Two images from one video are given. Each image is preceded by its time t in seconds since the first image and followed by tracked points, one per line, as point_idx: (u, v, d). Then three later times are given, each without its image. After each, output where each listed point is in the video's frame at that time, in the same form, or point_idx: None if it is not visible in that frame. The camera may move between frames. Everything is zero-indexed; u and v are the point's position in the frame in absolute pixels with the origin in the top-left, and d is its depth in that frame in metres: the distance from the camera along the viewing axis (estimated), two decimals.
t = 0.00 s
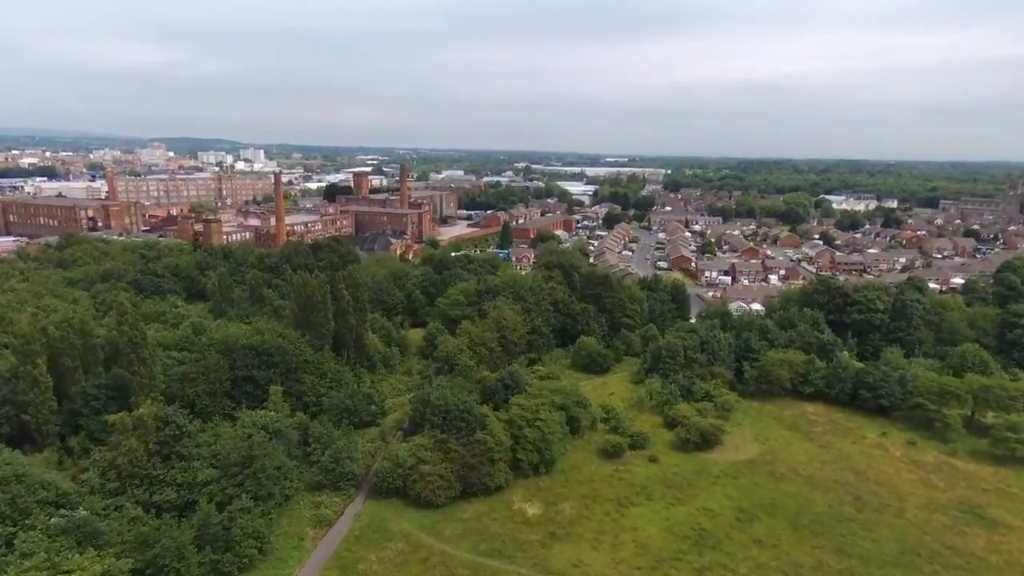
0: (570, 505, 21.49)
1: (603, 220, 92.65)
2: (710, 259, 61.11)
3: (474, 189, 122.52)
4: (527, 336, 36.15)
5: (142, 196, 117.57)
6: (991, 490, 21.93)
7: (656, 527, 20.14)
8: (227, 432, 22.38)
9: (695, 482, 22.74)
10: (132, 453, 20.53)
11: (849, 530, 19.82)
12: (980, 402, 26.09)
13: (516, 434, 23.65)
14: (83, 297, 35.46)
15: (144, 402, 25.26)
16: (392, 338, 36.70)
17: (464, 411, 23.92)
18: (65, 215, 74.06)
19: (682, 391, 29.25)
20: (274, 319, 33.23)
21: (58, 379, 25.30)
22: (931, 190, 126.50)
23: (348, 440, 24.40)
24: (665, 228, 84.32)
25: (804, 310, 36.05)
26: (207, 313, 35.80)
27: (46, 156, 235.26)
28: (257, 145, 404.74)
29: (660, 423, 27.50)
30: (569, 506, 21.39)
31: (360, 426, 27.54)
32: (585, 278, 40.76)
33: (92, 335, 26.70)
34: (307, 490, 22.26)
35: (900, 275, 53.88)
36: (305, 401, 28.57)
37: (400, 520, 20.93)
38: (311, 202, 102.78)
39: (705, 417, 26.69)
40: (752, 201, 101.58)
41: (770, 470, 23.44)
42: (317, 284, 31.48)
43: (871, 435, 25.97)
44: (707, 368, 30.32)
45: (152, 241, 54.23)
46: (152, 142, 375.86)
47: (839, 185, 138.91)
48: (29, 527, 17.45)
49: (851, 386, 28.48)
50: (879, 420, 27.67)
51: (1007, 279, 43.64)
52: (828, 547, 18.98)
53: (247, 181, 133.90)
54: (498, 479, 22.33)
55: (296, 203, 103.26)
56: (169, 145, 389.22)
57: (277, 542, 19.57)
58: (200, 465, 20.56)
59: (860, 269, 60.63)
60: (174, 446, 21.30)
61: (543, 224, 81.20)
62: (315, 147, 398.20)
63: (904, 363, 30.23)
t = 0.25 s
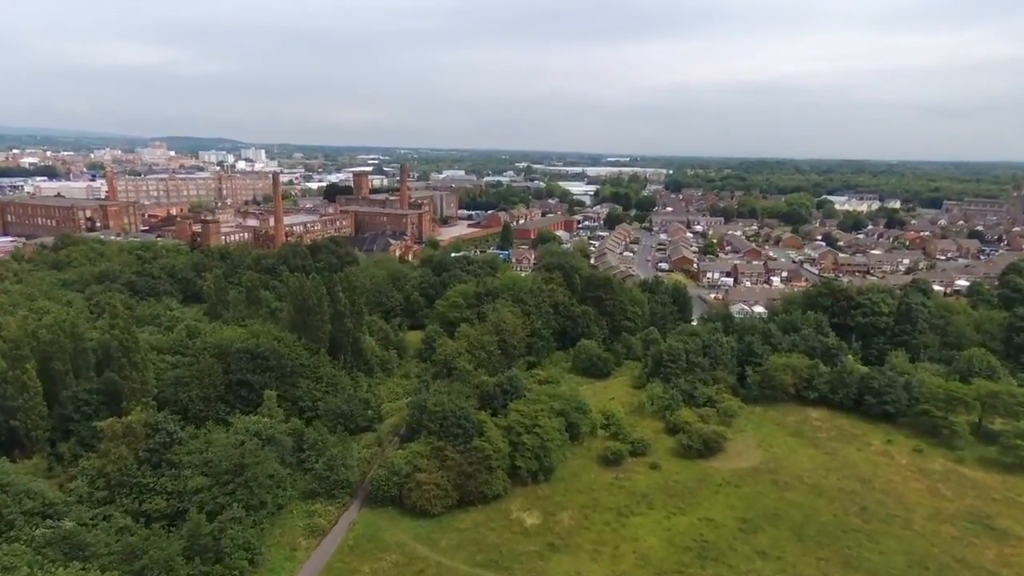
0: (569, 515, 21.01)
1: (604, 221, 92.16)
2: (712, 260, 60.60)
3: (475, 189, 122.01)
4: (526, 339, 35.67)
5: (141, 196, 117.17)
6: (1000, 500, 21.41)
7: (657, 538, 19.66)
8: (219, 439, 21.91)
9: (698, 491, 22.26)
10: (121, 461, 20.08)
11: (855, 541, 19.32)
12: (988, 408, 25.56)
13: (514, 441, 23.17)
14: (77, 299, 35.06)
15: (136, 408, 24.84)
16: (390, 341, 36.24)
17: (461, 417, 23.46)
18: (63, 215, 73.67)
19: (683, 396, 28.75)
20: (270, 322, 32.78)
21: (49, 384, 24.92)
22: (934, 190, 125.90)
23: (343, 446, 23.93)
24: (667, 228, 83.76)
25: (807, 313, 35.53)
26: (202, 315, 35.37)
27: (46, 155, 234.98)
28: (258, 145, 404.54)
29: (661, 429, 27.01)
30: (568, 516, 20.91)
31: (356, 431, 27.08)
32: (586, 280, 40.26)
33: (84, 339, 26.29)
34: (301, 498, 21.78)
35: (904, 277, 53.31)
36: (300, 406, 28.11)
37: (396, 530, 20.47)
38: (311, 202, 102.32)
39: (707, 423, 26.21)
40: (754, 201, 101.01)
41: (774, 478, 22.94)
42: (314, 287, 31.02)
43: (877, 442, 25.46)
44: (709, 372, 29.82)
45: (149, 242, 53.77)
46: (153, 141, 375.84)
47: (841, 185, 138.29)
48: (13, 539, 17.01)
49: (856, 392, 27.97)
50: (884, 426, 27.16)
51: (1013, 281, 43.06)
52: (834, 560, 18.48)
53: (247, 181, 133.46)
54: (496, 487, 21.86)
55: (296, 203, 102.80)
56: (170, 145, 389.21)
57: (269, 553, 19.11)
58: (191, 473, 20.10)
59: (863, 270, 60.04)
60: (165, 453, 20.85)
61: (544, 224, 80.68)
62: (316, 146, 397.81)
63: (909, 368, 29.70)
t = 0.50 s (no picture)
0: (569, 525, 20.56)
1: (606, 221, 91.67)
2: (714, 261, 60.10)
3: (476, 189, 121.55)
4: (526, 342, 35.22)
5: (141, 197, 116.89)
6: (1010, 509, 20.90)
7: (659, 549, 19.20)
8: (212, 447, 21.48)
9: (700, 499, 21.80)
10: (111, 470, 19.66)
11: (862, 552, 18.84)
12: (996, 413, 25.05)
13: (513, 448, 22.73)
14: (71, 303, 34.72)
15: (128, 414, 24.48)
16: (388, 344, 35.81)
17: (459, 424, 23.02)
18: (62, 217, 73.37)
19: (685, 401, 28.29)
20: (267, 325, 32.37)
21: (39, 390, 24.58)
22: (937, 190, 125.24)
23: (339, 453, 23.50)
24: (668, 229, 83.26)
25: (811, 315, 35.02)
26: (198, 318, 34.99)
27: (48, 156, 234.92)
28: (260, 145, 404.69)
29: (663, 435, 26.56)
30: (567, 526, 20.45)
31: (352, 437, 26.63)
32: (587, 282, 39.79)
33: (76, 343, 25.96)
34: (296, 507, 21.34)
35: (908, 278, 52.74)
36: (296, 412, 27.69)
37: (391, 540, 20.04)
38: (311, 203, 101.94)
39: (709, 429, 25.75)
40: (756, 201, 100.44)
41: (778, 486, 22.46)
42: (310, 290, 30.60)
43: (882, 448, 24.97)
44: (711, 376, 29.35)
45: (147, 243, 53.41)
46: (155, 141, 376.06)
47: (843, 184, 137.60)
48: None
49: (861, 396, 27.47)
50: (890, 432, 26.68)
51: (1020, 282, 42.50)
52: (840, 572, 18.00)
53: (247, 182, 133.15)
54: (494, 495, 21.42)
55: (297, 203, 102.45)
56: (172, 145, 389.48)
57: (261, 565, 18.67)
58: (182, 482, 19.67)
59: (867, 271, 59.43)
60: (156, 462, 20.42)
61: (544, 225, 80.19)
62: (318, 147, 398.14)
63: (915, 372, 29.18)
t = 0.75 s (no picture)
0: (567, 535, 20.11)
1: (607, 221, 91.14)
2: (716, 261, 59.60)
3: (477, 188, 121.07)
4: (526, 345, 34.77)
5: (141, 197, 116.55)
6: (1019, 519, 20.41)
7: (660, 560, 18.75)
8: (203, 454, 21.09)
9: (702, 508, 21.34)
10: (100, 479, 19.29)
11: (868, 564, 18.37)
12: (1004, 419, 24.56)
13: (510, 455, 22.29)
14: (65, 305, 34.33)
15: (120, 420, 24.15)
16: (386, 347, 35.37)
17: (456, 430, 22.57)
18: (60, 216, 72.98)
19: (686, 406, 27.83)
20: (262, 328, 31.95)
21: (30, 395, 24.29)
22: (940, 189, 124.50)
23: (334, 460, 23.08)
24: (670, 229, 82.76)
25: (814, 317, 34.52)
26: (194, 321, 34.58)
27: (48, 155, 234.76)
28: (262, 144, 405.09)
29: (664, 441, 26.11)
30: (566, 536, 20.01)
31: (348, 443, 26.22)
32: (587, 284, 39.32)
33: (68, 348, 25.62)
34: (289, 515, 20.93)
35: (912, 279, 52.21)
36: (292, 417, 27.34)
37: (386, 550, 19.62)
38: (311, 203, 101.51)
39: (711, 435, 25.28)
40: (758, 201, 99.89)
41: (782, 494, 22.00)
42: (306, 293, 30.16)
43: (888, 455, 24.49)
44: (714, 381, 28.89)
45: (144, 244, 53.00)
46: (156, 140, 375.87)
47: (846, 184, 136.87)
48: None
49: (865, 401, 26.98)
50: (895, 437, 26.20)
51: None
52: None
53: (247, 181, 132.78)
54: (491, 504, 20.98)
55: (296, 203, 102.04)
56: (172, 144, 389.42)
57: None
58: (172, 491, 19.27)
59: (870, 271, 58.75)
60: (145, 470, 20.05)
61: (545, 225, 79.69)
62: (319, 146, 397.88)
63: (920, 376, 28.68)
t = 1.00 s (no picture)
0: (566, 546, 19.67)
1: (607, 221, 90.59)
2: (717, 262, 59.11)
3: (477, 188, 120.52)
4: (524, 348, 34.30)
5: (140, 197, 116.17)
6: None
7: (660, 572, 18.30)
8: (193, 463, 20.67)
9: (703, 518, 20.88)
10: (86, 489, 18.83)
11: None
12: (1011, 426, 24.07)
13: (507, 463, 21.85)
14: (58, 308, 33.99)
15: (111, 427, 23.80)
16: (383, 351, 34.91)
17: (452, 438, 22.13)
18: (57, 217, 72.77)
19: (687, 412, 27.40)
20: (257, 331, 31.53)
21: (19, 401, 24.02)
22: (942, 189, 123.84)
23: (328, 468, 22.66)
24: (671, 229, 82.27)
25: (817, 320, 34.03)
26: (188, 324, 34.20)
27: (48, 154, 234.56)
28: (262, 144, 404.72)
29: (664, 447, 25.65)
30: (564, 548, 19.57)
31: (343, 450, 25.79)
32: (587, 286, 38.83)
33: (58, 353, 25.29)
34: (281, 525, 20.51)
35: (915, 280, 51.71)
36: (286, 422, 27.02)
37: (380, 561, 19.19)
38: (310, 203, 101.10)
39: (712, 442, 24.84)
40: (759, 201, 99.34)
41: (784, 503, 21.55)
42: (300, 296, 29.71)
43: (893, 462, 24.02)
44: (715, 386, 28.41)
45: (140, 246, 52.57)
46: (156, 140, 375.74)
47: (847, 184, 136.23)
48: None
49: (869, 407, 26.50)
50: (900, 444, 25.72)
51: None
52: None
53: (247, 182, 132.41)
54: (488, 514, 20.54)
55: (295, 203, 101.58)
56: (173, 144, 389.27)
57: None
58: (161, 501, 18.85)
59: (872, 272, 58.10)
60: (134, 480, 19.58)
61: (545, 225, 79.20)
62: (319, 146, 397.45)
63: (925, 381, 28.18)
